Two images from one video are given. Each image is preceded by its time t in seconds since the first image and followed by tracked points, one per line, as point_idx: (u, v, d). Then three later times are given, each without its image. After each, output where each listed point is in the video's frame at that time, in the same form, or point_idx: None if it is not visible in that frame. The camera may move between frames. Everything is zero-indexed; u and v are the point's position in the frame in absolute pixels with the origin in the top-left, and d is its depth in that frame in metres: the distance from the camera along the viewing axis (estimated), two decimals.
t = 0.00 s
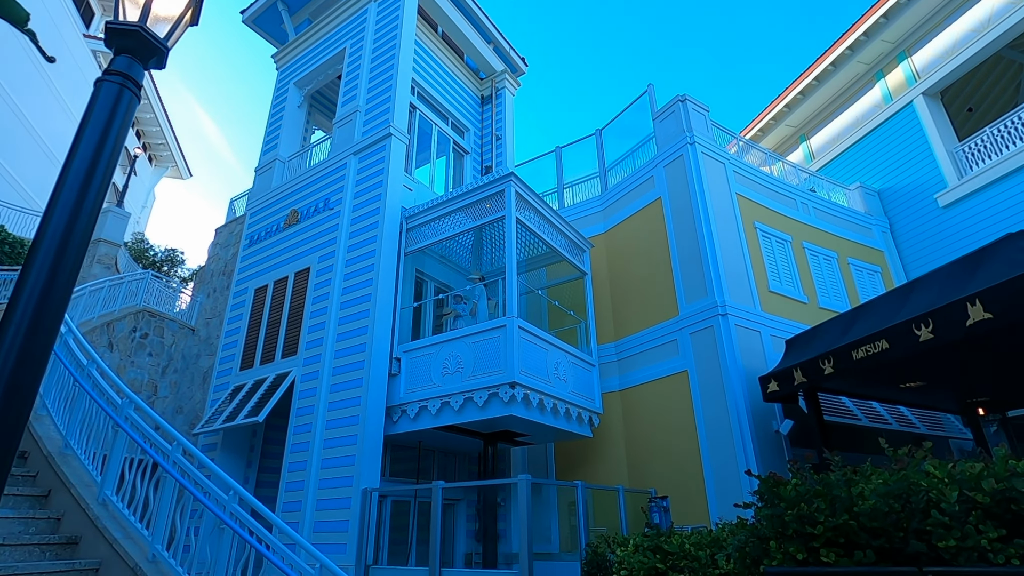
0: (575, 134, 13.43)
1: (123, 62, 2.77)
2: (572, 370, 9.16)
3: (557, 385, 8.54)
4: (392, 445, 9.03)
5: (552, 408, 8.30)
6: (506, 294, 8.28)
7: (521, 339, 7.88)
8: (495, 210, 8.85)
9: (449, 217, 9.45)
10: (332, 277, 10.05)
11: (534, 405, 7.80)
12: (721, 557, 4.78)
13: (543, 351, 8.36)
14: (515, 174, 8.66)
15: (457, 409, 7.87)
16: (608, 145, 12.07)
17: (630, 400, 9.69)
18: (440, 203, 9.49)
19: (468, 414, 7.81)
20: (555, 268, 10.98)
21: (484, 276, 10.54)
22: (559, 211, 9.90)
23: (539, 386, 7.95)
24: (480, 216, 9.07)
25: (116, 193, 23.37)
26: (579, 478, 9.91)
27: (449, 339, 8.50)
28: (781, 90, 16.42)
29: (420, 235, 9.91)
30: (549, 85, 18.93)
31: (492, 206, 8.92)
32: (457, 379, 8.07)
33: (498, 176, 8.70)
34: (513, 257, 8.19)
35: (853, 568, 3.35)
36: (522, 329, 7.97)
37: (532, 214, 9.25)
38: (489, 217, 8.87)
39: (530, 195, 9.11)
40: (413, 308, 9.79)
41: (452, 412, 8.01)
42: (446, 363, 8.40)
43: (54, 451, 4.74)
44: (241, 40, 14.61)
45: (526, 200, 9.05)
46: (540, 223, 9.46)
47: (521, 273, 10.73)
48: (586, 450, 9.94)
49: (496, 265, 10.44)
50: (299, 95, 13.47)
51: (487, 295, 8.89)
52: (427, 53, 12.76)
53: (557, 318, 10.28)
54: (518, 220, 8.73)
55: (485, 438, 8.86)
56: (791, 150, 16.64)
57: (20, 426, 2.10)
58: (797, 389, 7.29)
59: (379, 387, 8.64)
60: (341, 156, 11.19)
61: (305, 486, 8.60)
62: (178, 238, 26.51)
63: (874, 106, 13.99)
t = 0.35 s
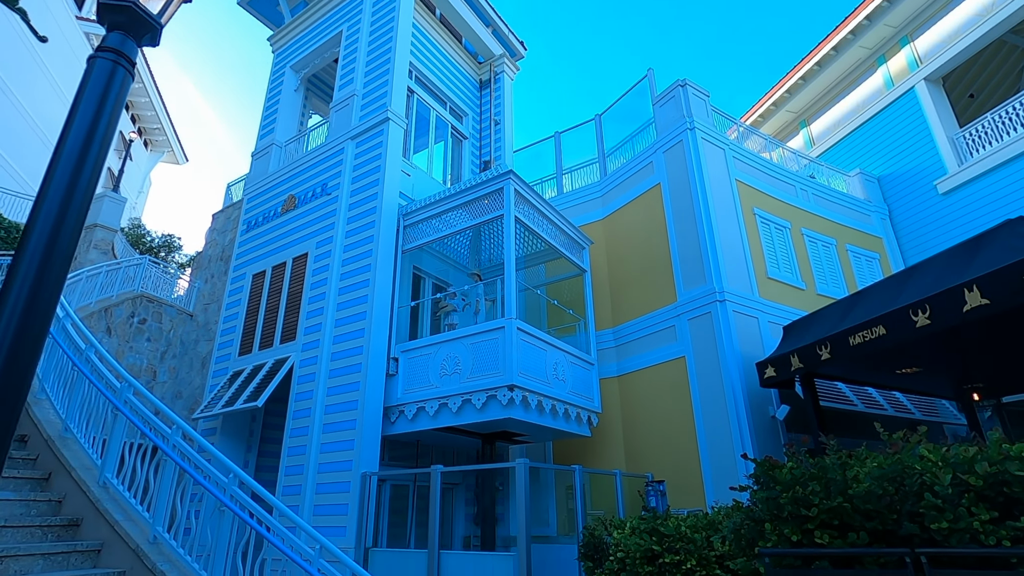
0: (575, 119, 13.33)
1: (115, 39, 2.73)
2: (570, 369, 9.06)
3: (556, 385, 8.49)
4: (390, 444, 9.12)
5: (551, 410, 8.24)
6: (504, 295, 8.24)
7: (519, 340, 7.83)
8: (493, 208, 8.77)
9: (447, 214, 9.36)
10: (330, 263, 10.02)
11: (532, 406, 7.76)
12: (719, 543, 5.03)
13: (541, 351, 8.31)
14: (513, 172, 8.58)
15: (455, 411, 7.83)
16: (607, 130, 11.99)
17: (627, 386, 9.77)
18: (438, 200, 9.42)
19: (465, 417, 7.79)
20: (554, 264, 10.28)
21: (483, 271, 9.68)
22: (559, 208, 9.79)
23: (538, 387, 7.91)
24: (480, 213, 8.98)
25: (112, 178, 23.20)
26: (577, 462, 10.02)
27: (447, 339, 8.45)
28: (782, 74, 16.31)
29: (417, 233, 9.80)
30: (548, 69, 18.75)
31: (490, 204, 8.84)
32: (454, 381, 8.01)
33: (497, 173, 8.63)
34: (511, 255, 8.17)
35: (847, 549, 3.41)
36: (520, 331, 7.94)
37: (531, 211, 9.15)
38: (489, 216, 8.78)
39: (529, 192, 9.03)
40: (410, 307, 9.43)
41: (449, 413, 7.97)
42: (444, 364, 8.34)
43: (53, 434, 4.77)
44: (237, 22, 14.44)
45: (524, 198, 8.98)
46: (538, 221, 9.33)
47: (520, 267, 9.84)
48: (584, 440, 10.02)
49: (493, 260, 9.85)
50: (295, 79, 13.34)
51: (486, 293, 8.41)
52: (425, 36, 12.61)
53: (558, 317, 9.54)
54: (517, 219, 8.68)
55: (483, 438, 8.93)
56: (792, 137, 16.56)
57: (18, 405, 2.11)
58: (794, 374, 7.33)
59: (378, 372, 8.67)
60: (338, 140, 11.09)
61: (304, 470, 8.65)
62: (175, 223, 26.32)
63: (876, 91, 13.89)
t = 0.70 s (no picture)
0: (574, 106, 13.26)
1: (108, 26, 2.72)
2: (568, 372, 9.01)
3: (555, 389, 8.41)
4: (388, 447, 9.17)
5: (549, 415, 8.16)
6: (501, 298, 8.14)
7: (517, 344, 7.75)
8: (492, 209, 8.68)
9: (445, 215, 9.27)
10: (328, 251, 10.01)
11: (529, 411, 7.67)
12: (713, 529, 5.05)
13: (540, 355, 8.24)
14: (513, 173, 8.50)
15: (452, 415, 7.77)
16: (606, 117, 11.94)
17: (625, 374, 9.83)
18: (436, 201, 9.34)
19: (463, 421, 7.71)
20: (553, 263, 10.08)
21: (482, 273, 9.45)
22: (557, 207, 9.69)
23: (537, 392, 7.84)
24: (479, 214, 8.86)
25: (107, 165, 23.05)
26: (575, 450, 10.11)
27: (445, 342, 8.36)
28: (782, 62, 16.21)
29: (415, 233, 9.73)
30: (548, 56, 18.61)
31: (489, 205, 8.75)
32: (452, 385, 7.94)
33: (495, 174, 8.54)
34: (510, 258, 8.09)
35: (839, 535, 3.45)
36: (519, 335, 7.84)
37: (529, 211, 9.06)
38: (487, 218, 8.68)
39: (527, 192, 8.93)
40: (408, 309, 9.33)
41: (447, 418, 7.90)
42: (442, 367, 8.27)
43: (53, 422, 4.80)
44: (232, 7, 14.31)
45: (523, 198, 8.87)
46: (536, 221, 9.24)
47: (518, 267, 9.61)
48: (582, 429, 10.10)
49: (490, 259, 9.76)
50: (292, 65, 13.25)
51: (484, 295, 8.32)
52: (423, 22, 12.50)
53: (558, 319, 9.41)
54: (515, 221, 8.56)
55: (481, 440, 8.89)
56: (792, 126, 16.49)
57: (16, 392, 2.12)
58: (790, 363, 7.38)
59: (377, 360, 8.71)
60: (336, 128, 11.03)
61: (303, 457, 8.71)
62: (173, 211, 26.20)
63: (877, 79, 13.81)
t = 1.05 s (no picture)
0: (575, 92, 13.17)
1: (104, 10, 2.68)
2: (568, 373, 8.94)
3: (555, 392, 8.37)
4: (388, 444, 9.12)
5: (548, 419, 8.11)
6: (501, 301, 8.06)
7: (517, 348, 7.68)
8: (492, 209, 8.58)
9: (445, 215, 9.19)
10: (328, 238, 9.99)
11: (528, 414, 7.62)
12: (710, 515, 5.11)
13: (540, 358, 8.19)
14: (513, 173, 8.36)
15: (452, 419, 7.75)
16: (606, 104, 11.87)
17: (625, 362, 9.89)
18: (435, 201, 9.23)
19: (462, 425, 7.69)
20: (553, 263, 9.97)
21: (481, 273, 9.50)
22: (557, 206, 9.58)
23: (537, 396, 7.82)
24: (479, 215, 8.75)
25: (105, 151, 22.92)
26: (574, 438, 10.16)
27: (445, 345, 8.28)
28: (785, 48, 16.08)
29: (414, 233, 9.61)
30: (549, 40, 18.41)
31: (489, 205, 8.64)
32: (450, 389, 7.88)
33: (495, 174, 8.43)
34: (510, 260, 8.01)
35: (835, 521, 3.50)
36: (519, 339, 7.78)
37: (530, 212, 8.96)
38: (487, 219, 8.60)
39: (527, 192, 8.82)
40: (408, 310, 9.29)
41: (446, 421, 7.88)
42: (442, 370, 8.21)
43: (55, 408, 4.84)
44: None
45: (523, 199, 8.76)
46: (536, 222, 9.16)
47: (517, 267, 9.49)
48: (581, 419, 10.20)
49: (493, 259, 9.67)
50: (290, 50, 13.14)
51: (484, 296, 8.27)
52: (422, 6, 12.36)
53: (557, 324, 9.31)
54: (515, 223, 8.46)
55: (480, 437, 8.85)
56: (795, 114, 16.40)
57: (19, 379, 2.14)
58: (789, 351, 7.41)
59: (376, 349, 8.76)
60: (335, 114, 10.96)
61: (304, 443, 8.78)
62: (171, 198, 26.05)
63: (881, 66, 13.68)
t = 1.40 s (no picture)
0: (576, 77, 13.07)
1: None
2: (569, 375, 8.66)
3: (556, 394, 8.15)
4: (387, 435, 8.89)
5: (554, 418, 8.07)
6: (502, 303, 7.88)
7: (519, 352, 7.49)
8: (492, 210, 8.41)
9: (443, 214, 9.03)
10: (328, 224, 9.96)
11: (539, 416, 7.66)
12: (710, 499, 5.13)
13: (541, 361, 7.94)
14: (514, 172, 8.16)
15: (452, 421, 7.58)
16: (609, 89, 11.77)
17: (625, 348, 9.92)
18: (434, 200, 9.06)
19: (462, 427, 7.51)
20: (555, 260, 9.96)
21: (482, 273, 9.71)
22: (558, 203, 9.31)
23: (537, 399, 7.59)
24: (479, 215, 8.59)
25: (104, 136, 22.78)
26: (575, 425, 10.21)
27: (445, 347, 8.12)
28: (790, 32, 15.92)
29: (413, 232, 9.46)
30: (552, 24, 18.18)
31: (490, 206, 8.46)
32: (449, 392, 7.73)
33: (496, 174, 8.22)
34: (511, 261, 7.88)
35: (834, 505, 3.53)
36: (520, 341, 7.59)
37: (531, 210, 8.76)
38: (486, 219, 8.44)
39: (529, 191, 8.61)
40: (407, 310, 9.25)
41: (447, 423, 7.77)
42: (442, 372, 8.04)
43: (58, 392, 4.86)
44: None
45: (525, 199, 8.55)
46: (537, 220, 8.94)
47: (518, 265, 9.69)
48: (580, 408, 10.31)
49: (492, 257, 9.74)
50: (289, 34, 13.00)
51: (487, 299, 8.20)
52: None
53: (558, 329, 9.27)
54: (516, 223, 8.31)
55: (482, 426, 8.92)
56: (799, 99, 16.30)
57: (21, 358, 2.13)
58: (789, 337, 7.42)
59: (377, 335, 8.77)
60: (334, 99, 10.86)
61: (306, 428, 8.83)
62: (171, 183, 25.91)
63: (887, 51, 13.50)
